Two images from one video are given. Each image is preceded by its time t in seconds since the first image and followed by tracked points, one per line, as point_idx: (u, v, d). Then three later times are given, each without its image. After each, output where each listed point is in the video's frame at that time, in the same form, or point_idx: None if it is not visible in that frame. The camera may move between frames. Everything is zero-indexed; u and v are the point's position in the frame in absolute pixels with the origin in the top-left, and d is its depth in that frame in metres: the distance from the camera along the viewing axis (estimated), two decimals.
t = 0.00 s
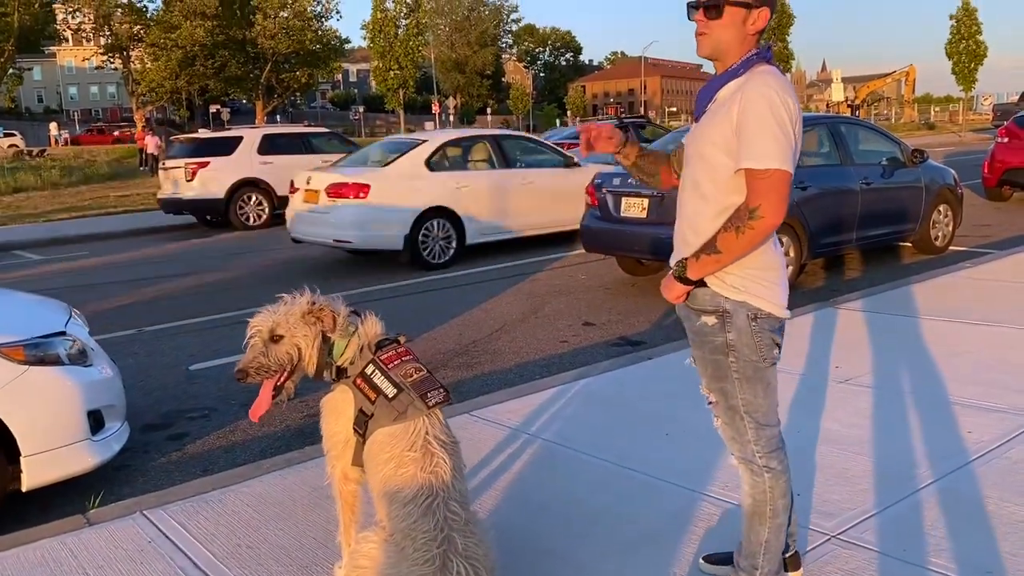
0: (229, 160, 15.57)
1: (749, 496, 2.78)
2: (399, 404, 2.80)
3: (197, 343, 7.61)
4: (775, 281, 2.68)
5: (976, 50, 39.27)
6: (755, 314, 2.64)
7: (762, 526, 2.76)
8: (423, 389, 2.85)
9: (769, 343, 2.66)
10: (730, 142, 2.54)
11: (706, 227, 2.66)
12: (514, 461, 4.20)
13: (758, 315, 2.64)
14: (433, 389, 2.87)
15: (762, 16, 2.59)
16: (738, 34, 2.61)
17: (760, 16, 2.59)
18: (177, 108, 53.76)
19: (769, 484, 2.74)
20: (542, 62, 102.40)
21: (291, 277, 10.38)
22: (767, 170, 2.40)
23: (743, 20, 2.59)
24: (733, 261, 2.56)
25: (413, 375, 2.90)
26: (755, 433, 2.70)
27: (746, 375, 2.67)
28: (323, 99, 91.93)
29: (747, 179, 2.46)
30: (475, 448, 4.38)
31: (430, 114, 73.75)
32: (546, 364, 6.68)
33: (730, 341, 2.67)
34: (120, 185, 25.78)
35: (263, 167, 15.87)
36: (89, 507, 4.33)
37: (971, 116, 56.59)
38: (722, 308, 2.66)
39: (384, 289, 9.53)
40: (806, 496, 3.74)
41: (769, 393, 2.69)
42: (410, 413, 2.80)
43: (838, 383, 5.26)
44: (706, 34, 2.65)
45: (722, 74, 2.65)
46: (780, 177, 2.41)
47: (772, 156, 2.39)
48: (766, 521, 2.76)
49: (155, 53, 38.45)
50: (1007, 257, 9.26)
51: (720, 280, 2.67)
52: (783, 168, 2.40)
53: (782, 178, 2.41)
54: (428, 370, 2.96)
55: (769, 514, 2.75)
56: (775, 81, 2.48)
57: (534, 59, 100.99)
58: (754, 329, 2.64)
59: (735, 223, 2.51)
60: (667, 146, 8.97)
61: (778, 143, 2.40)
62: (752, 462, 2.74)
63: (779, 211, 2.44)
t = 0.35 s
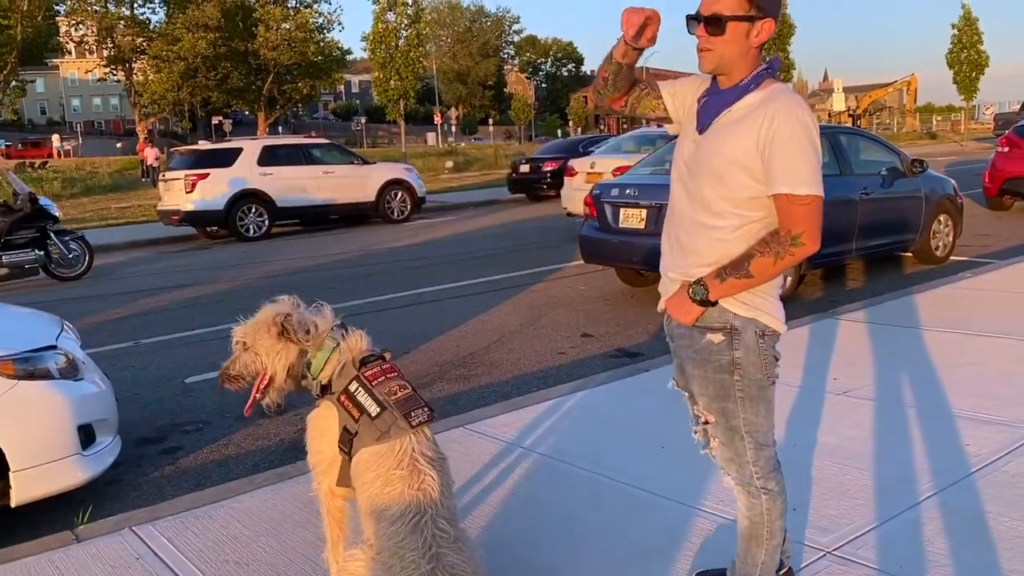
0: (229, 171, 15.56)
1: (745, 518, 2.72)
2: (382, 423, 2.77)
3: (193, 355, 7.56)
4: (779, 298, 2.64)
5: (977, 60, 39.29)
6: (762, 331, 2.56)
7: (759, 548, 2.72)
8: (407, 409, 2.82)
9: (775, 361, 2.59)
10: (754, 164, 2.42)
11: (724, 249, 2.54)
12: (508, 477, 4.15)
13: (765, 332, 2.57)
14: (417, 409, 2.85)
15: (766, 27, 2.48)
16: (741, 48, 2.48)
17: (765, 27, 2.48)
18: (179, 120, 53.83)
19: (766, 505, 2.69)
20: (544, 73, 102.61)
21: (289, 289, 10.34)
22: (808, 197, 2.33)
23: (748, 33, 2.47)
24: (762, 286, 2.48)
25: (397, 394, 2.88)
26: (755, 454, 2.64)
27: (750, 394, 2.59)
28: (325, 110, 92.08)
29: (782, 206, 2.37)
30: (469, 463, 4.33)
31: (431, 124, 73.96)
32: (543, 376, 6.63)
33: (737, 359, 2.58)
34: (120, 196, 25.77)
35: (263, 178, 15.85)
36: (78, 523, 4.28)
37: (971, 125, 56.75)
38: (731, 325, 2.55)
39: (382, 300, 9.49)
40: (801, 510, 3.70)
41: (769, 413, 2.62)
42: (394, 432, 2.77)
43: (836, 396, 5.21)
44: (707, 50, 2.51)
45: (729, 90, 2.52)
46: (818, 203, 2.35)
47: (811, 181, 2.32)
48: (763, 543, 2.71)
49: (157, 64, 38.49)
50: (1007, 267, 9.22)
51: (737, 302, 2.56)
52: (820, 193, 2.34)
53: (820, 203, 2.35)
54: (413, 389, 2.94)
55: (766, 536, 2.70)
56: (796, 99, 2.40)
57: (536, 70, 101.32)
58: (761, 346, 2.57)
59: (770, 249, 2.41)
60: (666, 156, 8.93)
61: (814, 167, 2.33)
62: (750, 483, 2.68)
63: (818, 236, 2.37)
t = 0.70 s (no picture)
0: (231, 181, 15.58)
1: (746, 535, 2.68)
2: (363, 441, 2.74)
3: (192, 365, 7.56)
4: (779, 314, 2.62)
5: (977, 67, 39.30)
6: (762, 348, 2.54)
7: (759, 566, 2.67)
8: (390, 428, 2.76)
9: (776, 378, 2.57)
10: (757, 181, 2.40)
11: (726, 266, 2.51)
12: (506, 488, 4.13)
13: (765, 348, 2.54)
14: (402, 428, 2.79)
15: (764, 40, 2.45)
16: (741, 61, 2.45)
17: (763, 39, 2.45)
18: (181, 129, 53.98)
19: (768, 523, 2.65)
20: (545, 81, 102.85)
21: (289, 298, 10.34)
22: (814, 215, 2.32)
23: (747, 46, 2.44)
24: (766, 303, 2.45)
25: (383, 412, 2.82)
26: (758, 471, 2.60)
27: (752, 412, 2.56)
28: (328, 119, 92.32)
29: (787, 224, 2.36)
30: (467, 475, 4.30)
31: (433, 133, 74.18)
32: (541, 385, 6.62)
33: (738, 376, 2.55)
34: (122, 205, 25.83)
35: (264, 187, 15.87)
36: (74, 534, 4.27)
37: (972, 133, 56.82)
38: (732, 341, 2.52)
39: (382, 309, 9.48)
40: (800, 522, 3.68)
41: (771, 429, 2.60)
42: (374, 452, 2.73)
43: (836, 405, 5.19)
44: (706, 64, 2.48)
45: (729, 104, 2.50)
46: (823, 221, 2.34)
47: (816, 199, 2.31)
48: (765, 560, 2.66)
49: (159, 74, 38.64)
50: (1008, 275, 9.20)
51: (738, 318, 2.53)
52: (826, 211, 2.34)
53: (824, 221, 2.35)
54: (401, 407, 2.87)
55: (768, 554, 2.66)
56: (798, 115, 2.38)
57: (537, 78, 101.58)
58: (762, 363, 2.54)
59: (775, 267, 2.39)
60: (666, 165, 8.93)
61: (819, 185, 2.32)
62: (752, 501, 2.64)
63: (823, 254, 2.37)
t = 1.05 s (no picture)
0: (232, 188, 15.57)
1: (742, 546, 2.65)
2: (359, 453, 2.71)
3: (193, 374, 7.54)
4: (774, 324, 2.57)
5: (979, 72, 39.28)
6: (752, 358, 2.49)
7: None
8: (387, 441, 2.73)
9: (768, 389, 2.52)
10: (741, 186, 2.38)
11: (712, 274, 2.48)
12: (505, 498, 4.10)
13: (755, 359, 2.50)
14: (399, 441, 2.76)
15: (751, 42, 2.44)
16: (727, 64, 2.45)
17: (750, 41, 2.44)
18: (183, 137, 54.03)
19: (763, 533, 2.62)
20: (547, 89, 102.94)
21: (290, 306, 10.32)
22: (794, 220, 2.28)
23: (732, 49, 2.43)
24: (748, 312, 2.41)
25: (381, 424, 2.79)
26: (750, 482, 2.57)
27: (742, 423, 2.52)
28: (329, 126, 92.44)
29: (768, 229, 2.32)
30: (467, 485, 4.27)
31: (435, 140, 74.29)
32: (543, 393, 6.59)
33: (727, 387, 2.51)
34: (124, 214, 25.83)
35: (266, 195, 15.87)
36: (72, 545, 4.24)
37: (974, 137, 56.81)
38: (720, 352, 2.50)
39: (384, 317, 9.46)
40: (802, 531, 3.65)
41: (765, 440, 2.55)
42: (370, 464, 2.70)
43: (839, 412, 5.16)
44: (693, 69, 2.48)
45: (718, 110, 2.49)
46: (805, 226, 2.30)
47: (796, 203, 2.27)
48: (761, 572, 2.63)
49: (162, 82, 38.68)
50: (1012, 280, 9.17)
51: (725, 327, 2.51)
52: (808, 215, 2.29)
53: (807, 227, 2.30)
54: (399, 421, 2.84)
55: (764, 565, 2.62)
56: (782, 117, 2.35)
57: (538, 85, 101.79)
58: (751, 373, 2.49)
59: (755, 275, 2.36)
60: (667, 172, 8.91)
61: (801, 190, 2.28)
62: (747, 511, 2.62)
63: (804, 260, 2.32)
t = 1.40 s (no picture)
0: (233, 193, 15.58)
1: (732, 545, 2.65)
2: (357, 456, 2.71)
3: (193, 377, 7.53)
4: (766, 329, 2.52)
5: (978, 74, 39.33)
6: (733, 359, 2.49)
7: None
8: (385, 444, 2.73)
9: (751, 389, 2.50)
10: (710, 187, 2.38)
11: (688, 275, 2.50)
12: (506, 501, 4.10)
13: (737, 360, 2.49)
14: (397, 444, 2.75)
15: (734, 44, 2.46)
16: (709, 64, 2.46)
17: (732, 43, 2.45)
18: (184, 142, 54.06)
19: (752, 534, 2.61)
20: (546, 92, 103.02)
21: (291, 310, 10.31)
22: (746, 221, 2.25)
23: (714, 50, 2.45)
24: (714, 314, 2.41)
25: (379, 427, 2.79)
26: (737, 481, 2.57)
27: (725, 421, 2.53)
28: (329, 130, 92.45)
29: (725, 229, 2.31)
30: (467, 487, 4.27)
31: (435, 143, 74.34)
32: (543, 396, 6.58)
33: (708, 385, 2.53)
34: (124, 219, 25.81)
35: (266, 199, 15.86)
36: (73, 550, 4.23)
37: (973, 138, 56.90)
38: (700, 351, 2.52)
39: (384, 320, 9.46)
40: (804, 533, 3.64)
41: (752, 440, 2.54)
42: (368, 467, 2.69)
43: (840, 414, 5.15)
44: (676, 70, 2.52)
45: (703, 111, 2.51)
46: (761, 227, 2.25)
47: (750, 203, 2.24)
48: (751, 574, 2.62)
49: (162, 88, 38.71)
50: (1013, 281, 9.16)
51: (704, 328, 2.52)
52: (764, 216, 2.24)
53: (764, 228, 2.25)
54: (398, 424, 2.83)
55: (752, 567, 2.61)
56: (754, 115, 2.33)
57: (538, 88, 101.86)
58: (731, 373, 2.49)
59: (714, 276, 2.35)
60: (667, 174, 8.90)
61: (757, 189, 2.24)
62: (736, 510, 2.61)
63: (760, 262, 2.28)
